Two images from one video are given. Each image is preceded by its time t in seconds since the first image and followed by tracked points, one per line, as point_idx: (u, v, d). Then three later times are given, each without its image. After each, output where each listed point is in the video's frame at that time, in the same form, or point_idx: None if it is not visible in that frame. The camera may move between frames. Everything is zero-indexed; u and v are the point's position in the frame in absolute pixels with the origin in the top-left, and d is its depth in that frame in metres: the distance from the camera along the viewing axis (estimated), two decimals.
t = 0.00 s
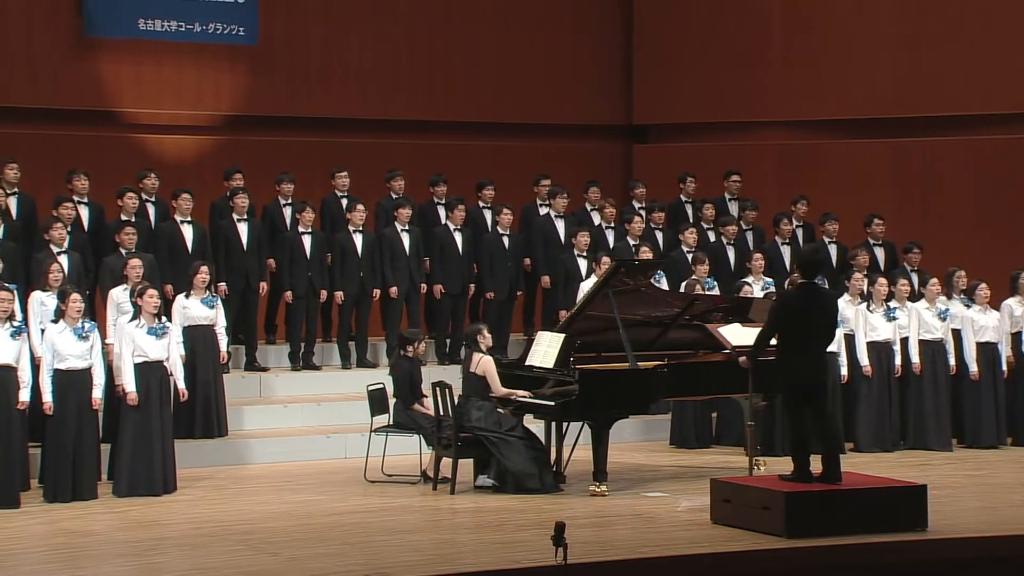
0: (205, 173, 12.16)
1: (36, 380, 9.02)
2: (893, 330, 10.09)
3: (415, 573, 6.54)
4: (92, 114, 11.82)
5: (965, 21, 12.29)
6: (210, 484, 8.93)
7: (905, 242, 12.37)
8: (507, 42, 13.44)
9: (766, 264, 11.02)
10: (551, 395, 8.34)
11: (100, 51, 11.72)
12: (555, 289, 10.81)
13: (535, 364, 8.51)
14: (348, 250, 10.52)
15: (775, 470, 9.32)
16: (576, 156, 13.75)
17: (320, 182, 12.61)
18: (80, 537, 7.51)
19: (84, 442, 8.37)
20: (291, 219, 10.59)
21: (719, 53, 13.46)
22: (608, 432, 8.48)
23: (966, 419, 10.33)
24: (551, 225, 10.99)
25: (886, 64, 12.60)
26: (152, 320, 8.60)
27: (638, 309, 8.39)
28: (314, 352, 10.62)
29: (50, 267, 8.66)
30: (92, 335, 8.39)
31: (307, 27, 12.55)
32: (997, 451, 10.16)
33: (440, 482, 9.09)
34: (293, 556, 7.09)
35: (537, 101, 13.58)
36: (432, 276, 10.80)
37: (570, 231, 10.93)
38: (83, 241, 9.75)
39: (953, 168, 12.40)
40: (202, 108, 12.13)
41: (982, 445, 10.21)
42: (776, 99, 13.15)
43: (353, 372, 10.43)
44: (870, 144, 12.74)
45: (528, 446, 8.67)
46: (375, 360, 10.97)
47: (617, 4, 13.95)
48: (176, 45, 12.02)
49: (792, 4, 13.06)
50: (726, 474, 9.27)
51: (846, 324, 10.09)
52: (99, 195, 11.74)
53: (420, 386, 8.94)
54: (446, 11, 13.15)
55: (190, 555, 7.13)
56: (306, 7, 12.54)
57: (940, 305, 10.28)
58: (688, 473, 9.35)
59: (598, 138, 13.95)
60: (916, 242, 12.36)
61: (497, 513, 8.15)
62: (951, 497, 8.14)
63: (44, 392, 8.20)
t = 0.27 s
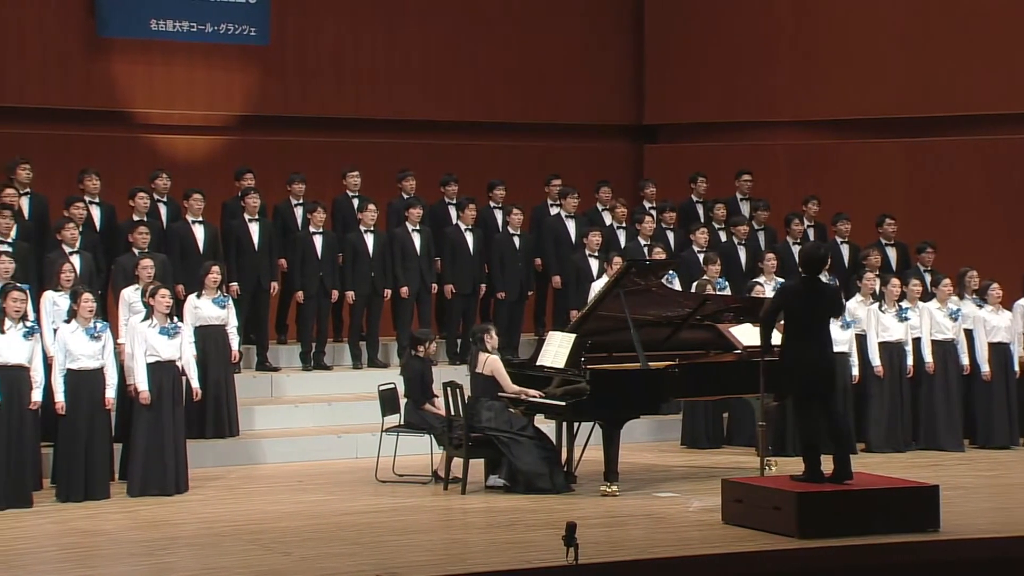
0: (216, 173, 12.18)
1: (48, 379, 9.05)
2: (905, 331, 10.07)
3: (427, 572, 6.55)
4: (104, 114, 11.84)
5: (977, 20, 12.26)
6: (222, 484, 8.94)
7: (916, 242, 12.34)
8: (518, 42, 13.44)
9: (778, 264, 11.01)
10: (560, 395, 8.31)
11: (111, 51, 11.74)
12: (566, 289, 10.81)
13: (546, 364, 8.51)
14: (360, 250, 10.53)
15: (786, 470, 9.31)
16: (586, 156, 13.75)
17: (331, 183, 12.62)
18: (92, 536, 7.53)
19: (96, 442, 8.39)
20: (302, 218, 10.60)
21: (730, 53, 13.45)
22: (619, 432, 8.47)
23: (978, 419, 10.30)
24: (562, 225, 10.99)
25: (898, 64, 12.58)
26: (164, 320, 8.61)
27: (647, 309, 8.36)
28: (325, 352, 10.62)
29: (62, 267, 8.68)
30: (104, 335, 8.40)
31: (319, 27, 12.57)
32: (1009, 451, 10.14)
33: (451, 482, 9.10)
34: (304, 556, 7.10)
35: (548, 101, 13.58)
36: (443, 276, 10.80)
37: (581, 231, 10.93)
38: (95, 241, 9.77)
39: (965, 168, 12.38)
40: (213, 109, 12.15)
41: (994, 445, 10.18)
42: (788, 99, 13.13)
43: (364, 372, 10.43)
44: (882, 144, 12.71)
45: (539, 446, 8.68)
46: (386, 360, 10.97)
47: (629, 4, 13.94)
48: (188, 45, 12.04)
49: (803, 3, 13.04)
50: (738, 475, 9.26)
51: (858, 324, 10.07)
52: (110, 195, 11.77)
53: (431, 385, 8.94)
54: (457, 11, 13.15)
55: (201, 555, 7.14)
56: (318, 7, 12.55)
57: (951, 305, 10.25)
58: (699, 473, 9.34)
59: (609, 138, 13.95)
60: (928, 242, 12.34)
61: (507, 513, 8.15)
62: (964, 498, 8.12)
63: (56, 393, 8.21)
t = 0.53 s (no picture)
0: (227, 174, 12.20)
1: (61, 379, 9.07)
2: (917, 331, 10.07)
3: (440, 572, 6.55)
4: (116, 114, 11.86)
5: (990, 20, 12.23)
6: (234, 484, 8.95)
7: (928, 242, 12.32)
8: (530, 42, 13.43)
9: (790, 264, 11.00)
10: (574, 395, 8.36)
11: (123, 51, 11.76)
12: (577, 289, 10.81)
13: (557, 364, 8.55)
14: (371, 250, 10.53)
15: (799, 470, 9.29)
16: (598, 156, 13.74)
17: (343, 183, 12.63)
18: (105, 536, 7.54)
19: (108, 441, 8.40)
20: (314, 218, 10.61)
21: (742, 53, 13.43)
22: (631, 433, 8.47)
23: (990, 419, 10.28)
24: (573, 225, 10.99)
25: (910, 63, 12.55)
26: (176, 320, 8.63)
27: (658, 309, 8.39)
28: (336, 352, 10.63)
29: (75, 267, 8.70)
30: (117, 335, 8.42)
31: (330, 27, 12.57)
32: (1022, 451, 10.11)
33: (463, 482, 9.10)
34: (317, 556, 7.11)
35: (560, 101, 13.57)
36: (454, 276, 10.80)
37: (593, 231, 10.93)
38: (108, 240, 9.80)
39: (978, 168, 12.35)
40: (225, 109, 12.16)
41: (1006, 446, 10.15)
42: (801, 99, 13.10)
43: (376, 371, 10.44)
44: (894, 144, 12.69)
45: (551, 446, 8.67)
46: (397, 360, 10.98)
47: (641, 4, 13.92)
48: (200, 45, 12.06)
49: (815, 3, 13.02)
50: (749, 475, 9.25)
51: (870, 324, 10.09)
52: (121, 195, 11.78)
53: (443, 385, 8.95)
54: (469, 11, 13.15)
55: (214, 555, 7.15)
56: (329, 8, 12.56)
57: (963, 306, 10.24)
58: (711, 473, 9.34)
59: (621, 138, 13.94)
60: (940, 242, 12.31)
61: (519, 513, 8.15)
62: (977, 498, 8.11)
63: (69, 393, 8.24)
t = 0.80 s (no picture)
0: (238, 173, 12.21)
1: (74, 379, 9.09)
2: (929, 331, 10.07)
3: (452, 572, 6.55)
4: (129, 114, 11.89)
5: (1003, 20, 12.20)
6: (246, 484, 8.96)
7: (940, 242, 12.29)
8: (541, 43, 13.43)
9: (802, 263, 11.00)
10: (586, 395, 8.34)
11: (136, 51, 11.78)
12: (589, 289, 10.81)
13: (569, 364, 8.56)
14: (383, 250, 10.54)
15: (811, 471, 9.28)
16: (609, 155, 13.74)
17: (354, 183, 12.64)
18: (118, 535, 7.55)
19: (121, 441, 8.42)
20: (325, 218, 10.62)
21: (754, 52, 13.41)
22: (643, 433, 8.47)
23: (1002, 420, 10.27)
24: (585, 225, 10.99)
25: (923, 63, 12.53)
26: (188, 321, 8.64)
27: (671, 309, 8.39)
28: (348, 352, 10.63)
29: (87, 267, 8.71)
30: (130, 335, 8.43)
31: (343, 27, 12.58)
32: None
33: (474, 482, 9.10)
34: (329, 555, 7.11)
35: (572, 101, 13.57)
36: (466, 277, 10.80)
37: (605, 231, 10.93)
38: (120, 240, 9.82)
39: (990, 168, 12.32)
40: (237, 109, 12.18)
41: (1019, 446, 10.12)
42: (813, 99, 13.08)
43: (387, 371, 10.45)
44: (907, 144, 12.67)
45: (563, 446, 8.68)
46: (409, 360, 10.98)
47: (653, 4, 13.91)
48: (212, 46, 12.07)
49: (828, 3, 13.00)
50: (761, 475, 9.24)
51: (882, 324, 10.07)
52: (133, 194, 11.81)
53: (454, 386, 8.94)
54: (481, 11, 13.15)
55: (227, 554, 7.16)
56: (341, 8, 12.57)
57: (978, 307, 10.21)
58: (722, 473, 9.33)
59: (633, 138, 13.94)
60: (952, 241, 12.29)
61: (531, 513, 8.16)
62: (990, 499, 8.10)
63: (82, 392, 8.26)
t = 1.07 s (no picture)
0: (250, 174, 12.23)
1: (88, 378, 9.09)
2: (942, 331, 10.05)
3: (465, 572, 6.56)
4: (141, 114, 11.91)
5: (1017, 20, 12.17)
6: (258, 483, 8.97)
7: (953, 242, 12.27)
8: (554, 42, 13.42)
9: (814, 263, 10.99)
10: (597, 395, 8.30)
11: (149, 52, 11.80)
12: (601, 289, 10.81)
13: (581, 364, 8.56)
14: (395, 250, 10.55)
15: (824, 472, 9.26)
16: (621, 155, 13.73)
17: (365, 183, 12.65)
18: (131, 535, 7.57)
19: (135, 441, 8.44)
20: (338, 218, 10.64)
21: (766, 52, 13.39)
22: (654, 433, 8.46)
23: (1014, 420, 10.24)
24: (597, 225, 10.99)
25: (936, 63, 12.50)
26: (201, 320, 8.67)
27: (684, 309, 8.38)
28: (360, 352, 10.64)
29: (100, 267, 8.79)
30: (143, 335, 8.45)
31: (355, 27, 12.59)
32: None
33: (486, 482, 9.10)
34: (341, 555, 7.12)
35: (584, 101, 13.56)
36: (478, 277, 10.80)
37: (617, 231, 10.93)
38: (132, 240, 9.85)
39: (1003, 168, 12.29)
40: (249, 109, 12.19)
41: None
42: (826, 99, 13.05)
43: (399, 371, 10.45)
44: (919, 143, 12.65)
45: (574, 446, 8.68)
46: (421, 359, 10.98)
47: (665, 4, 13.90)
48: (225, 46, 12.09)
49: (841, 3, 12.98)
50: (773, 475, 9.23)
51: (894, 324, 10.04)
52: (145, 195, 11.83)
53: (466, 386, 8.95)
54: (493, 11, 13.15)
55: (239, 554, 7.17)
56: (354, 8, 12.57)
57: (993, 307, 10.19)
58: (734, 474, 9.32)
59: (645, 138, 13.93)
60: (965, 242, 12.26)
61: (543, 513, 8.16)
62: (1003, 500, 8.08)
63: (95, 392, 8.27)
